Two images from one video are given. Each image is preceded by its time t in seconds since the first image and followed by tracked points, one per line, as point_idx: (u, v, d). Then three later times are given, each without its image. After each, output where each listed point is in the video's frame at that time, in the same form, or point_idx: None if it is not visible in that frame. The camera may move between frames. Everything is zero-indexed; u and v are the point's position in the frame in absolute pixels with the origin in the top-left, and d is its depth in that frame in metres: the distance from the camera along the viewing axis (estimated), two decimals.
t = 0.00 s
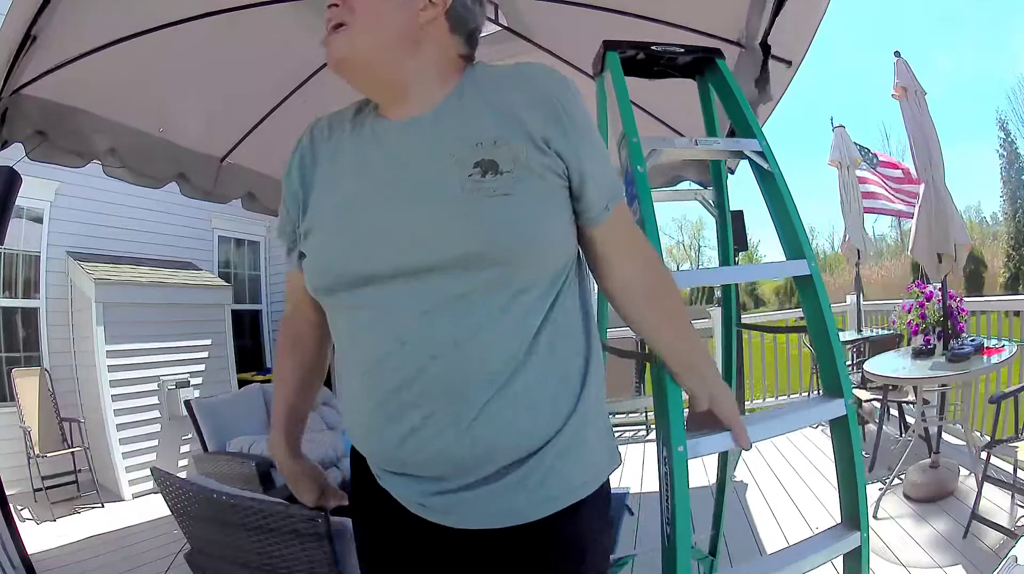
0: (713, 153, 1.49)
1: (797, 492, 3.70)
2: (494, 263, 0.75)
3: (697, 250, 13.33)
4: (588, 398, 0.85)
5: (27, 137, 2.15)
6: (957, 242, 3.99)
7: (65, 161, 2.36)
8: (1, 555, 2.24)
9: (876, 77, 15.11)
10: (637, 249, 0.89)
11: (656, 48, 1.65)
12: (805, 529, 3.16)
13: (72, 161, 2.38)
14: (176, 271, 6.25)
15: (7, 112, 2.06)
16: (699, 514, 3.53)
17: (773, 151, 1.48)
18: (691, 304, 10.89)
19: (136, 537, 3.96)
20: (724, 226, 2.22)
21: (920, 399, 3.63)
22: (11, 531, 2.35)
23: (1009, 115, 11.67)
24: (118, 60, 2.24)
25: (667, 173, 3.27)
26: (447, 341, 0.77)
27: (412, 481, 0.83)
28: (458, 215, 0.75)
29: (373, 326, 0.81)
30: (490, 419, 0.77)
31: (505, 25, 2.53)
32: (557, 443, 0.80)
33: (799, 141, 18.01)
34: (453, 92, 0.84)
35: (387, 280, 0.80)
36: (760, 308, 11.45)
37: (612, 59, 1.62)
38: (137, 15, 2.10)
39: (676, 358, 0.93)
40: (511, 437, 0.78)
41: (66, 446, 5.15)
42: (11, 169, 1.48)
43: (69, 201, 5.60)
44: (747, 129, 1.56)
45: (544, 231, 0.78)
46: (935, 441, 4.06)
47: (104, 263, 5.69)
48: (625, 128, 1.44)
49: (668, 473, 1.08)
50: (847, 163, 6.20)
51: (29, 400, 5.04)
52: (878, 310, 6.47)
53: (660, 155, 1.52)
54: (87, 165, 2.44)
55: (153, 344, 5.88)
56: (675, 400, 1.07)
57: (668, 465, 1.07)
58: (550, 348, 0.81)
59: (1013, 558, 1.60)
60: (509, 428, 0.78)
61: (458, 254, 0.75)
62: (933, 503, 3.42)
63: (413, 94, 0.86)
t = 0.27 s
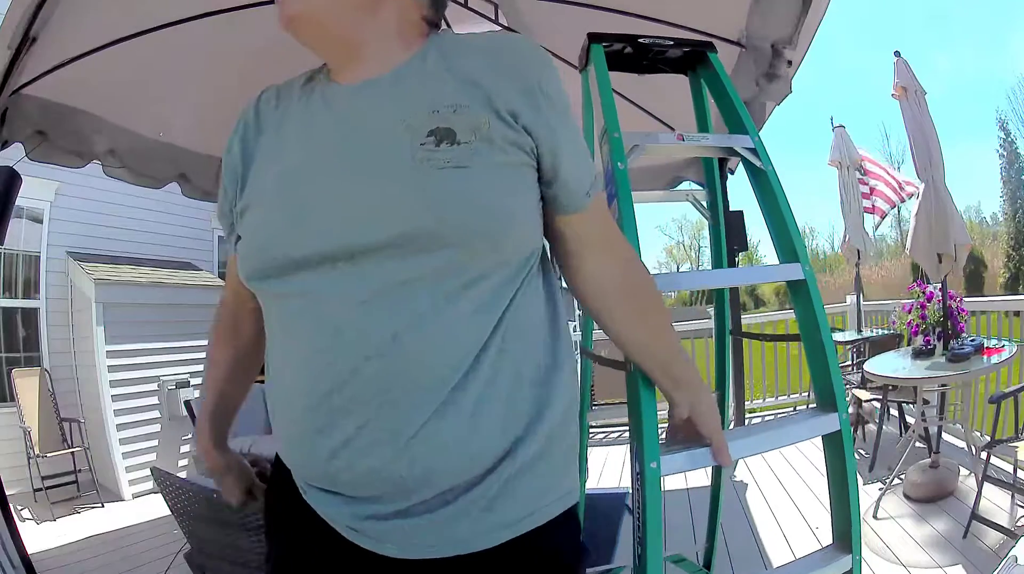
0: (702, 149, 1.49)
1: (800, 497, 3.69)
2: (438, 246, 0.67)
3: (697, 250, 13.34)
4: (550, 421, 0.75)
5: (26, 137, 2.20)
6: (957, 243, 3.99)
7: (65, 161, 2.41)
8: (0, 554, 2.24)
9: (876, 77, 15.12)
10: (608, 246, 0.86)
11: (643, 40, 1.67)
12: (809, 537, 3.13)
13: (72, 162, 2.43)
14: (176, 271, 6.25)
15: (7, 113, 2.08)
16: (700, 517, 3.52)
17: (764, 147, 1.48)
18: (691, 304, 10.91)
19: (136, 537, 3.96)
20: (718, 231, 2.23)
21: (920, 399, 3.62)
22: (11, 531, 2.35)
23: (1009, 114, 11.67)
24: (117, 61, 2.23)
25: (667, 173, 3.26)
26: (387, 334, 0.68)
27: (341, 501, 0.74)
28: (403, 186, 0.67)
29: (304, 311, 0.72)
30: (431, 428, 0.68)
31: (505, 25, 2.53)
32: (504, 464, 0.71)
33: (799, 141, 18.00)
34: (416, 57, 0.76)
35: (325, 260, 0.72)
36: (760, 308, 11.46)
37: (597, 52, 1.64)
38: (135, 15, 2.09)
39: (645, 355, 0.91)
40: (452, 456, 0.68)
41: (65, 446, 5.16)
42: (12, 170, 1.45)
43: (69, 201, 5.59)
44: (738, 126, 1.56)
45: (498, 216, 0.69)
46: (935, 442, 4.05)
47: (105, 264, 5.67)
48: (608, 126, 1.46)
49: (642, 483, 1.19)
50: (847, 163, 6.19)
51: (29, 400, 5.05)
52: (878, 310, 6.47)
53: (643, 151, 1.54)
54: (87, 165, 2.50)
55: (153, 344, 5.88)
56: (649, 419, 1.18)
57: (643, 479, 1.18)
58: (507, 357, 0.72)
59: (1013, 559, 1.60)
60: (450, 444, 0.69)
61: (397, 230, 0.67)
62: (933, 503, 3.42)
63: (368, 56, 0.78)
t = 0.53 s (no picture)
0: (700, 149, 1.49)
1: (800, 497, 3.68)
2: (331, 264, 0.66)
3: (697, 250, 13.32)
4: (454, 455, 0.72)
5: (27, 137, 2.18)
6: (957, 243, 3.98)
7: (65, 161, 2.39)
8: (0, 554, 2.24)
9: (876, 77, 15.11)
10: (561, 254, 0.73)
11: (637, 40, 1.68)
12: (808, 537, 3.12)
13: (72, 162, 2.41)
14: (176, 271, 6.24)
15: (7, 113, 2.08)
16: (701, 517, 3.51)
17: (762, 146, 1.48)
18: (691, 304, 10.89)
19: (136, 537, 3.95)
20: (718, 230, 2.22)
21: (920, 399, 3.62)
22: (11, 530, 2.35)
23: (1009, 114, 11.67)
24: (117, 61, 2.23)
25: (667, 172, 3.26)
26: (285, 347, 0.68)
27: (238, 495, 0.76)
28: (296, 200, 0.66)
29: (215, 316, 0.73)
30: (314, 452, 0.67)
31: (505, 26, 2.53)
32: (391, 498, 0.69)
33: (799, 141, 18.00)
34: (336, 59, 0.74)
35: (229, 263, 0.72)
36: (760, 308, 11.45)
37: (592, 51, 1.65)
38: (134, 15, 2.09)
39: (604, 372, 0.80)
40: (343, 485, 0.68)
41: (65, 446, 5.15)
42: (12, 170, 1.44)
43: (69, 201, 5.50)
44: (736, 125, 1.55)
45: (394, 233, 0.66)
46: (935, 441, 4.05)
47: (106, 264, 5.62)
48: (604, 126, 1.47)
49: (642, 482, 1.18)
50: (847, 162, 6.19)
51: (29, 400, 5.05)
52: (878, 310, 6.47)
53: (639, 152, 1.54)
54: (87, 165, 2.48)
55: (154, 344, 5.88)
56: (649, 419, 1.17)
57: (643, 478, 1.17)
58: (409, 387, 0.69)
59: (1013, 559, 1.59)
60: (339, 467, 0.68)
61: (290, 242, 0.67)
62: (933, 504, 3.41)
63: (296, 62, 0.79)
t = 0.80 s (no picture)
0: (700, 149, 1.49)
1: (800, 497, 3.67)
2: (205, 269, 0.59)
3: (698, 250, 13.33)
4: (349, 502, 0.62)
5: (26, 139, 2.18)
6: (957, 242, 3.98)
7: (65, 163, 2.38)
8: None
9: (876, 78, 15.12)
10: (516, 260, 0.59)
11: (638, 40, 1.68)
12: (808, 537, 3.12)
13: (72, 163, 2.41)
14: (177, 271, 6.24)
15: (7, 114, 2.08)
16: (701, 517, 3.51)
17: (762, 147, 1.47)
18: (691, 304, 10.90)
19: (136, 537, 3.95)
20: (718, 230, 2.22)
21: (920, 400, 3.62)
22: (10, 531, 2.34)
23: (1009, 114, 11.69)
24: (117, 62, 2.23)
25: (667, 172, 3.26)
26: (170, 358, 0.62)
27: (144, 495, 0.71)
28: (186, 198, 0.60)
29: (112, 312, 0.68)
30: (199, 469, 0.61)
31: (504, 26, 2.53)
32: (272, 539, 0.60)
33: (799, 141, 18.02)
34: (263, 54, 0.65)
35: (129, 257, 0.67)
36: (760, 308, 11.47)
37: (592, 52, 1.65)
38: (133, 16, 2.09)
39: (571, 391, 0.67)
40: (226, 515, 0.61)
41: (66, 446, 5.14)
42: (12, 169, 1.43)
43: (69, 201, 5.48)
44: (736, 125, 1.55)
45: (279, 240, 0.57)
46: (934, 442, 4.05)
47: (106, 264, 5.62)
48: (604, 126, 1.48)
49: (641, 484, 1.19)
50: (847, 163, 6.19)
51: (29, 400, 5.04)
52: (878, 310, 6.47)
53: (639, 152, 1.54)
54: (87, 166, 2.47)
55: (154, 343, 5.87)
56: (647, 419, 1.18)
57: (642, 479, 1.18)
58: (297, 418, 0.60)
59: (1012, 559, 1.59)
60: (219, 498, 0.61)
61: (174, 243, 0.60)
62: (933, 504, 3.41)
63: (226, 65, 0.71)
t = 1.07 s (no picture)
0: (700, 149, 1.49)
1: (799, 497, 3.68)
2: (147, 248, 0.56)
3: (698, 250, 13.32)
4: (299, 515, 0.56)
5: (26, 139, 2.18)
6: (957, 242, 3.98)
7: (65, 162, 2.38)
8: None
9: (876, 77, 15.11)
10: (488, 249, 0.55)
11: (638, 40, 1.68)
12: (808, 537, 3.12)
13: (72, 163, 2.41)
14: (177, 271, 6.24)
15: (8, 113, 2.08)
16: (701, 517, 3.51)
17: (761, 148, 1.48)
18: (691, 304, 10.89)
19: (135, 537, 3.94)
20: (717, 230, 2.22)
21: (920, 399, 3.61)
22: (10, 530, 2.34)
23: (1009, 114, 11.69)
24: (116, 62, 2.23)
25: (666, 172, 3.26)
26: (118, 344, 0.59)
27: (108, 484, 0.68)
28: (137, 174, 0.58)
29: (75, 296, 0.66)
30: (143, 457, 0.58)
31: (505, 25, 2.53)
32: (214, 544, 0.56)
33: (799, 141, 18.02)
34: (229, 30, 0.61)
35: (92, 238, 0.64)
36: (760, 308, 11.46)
37: (592, 52, 1.64)
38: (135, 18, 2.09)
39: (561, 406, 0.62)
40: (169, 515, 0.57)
41: (65, 446, 5.12)
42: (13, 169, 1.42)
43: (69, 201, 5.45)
44: (736, 125, 1.55)
45: (221, 218, 0.54)
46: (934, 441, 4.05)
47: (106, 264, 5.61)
48: (603, 126, 1.47)
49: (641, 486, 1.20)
50: (847, 163, 6.19)
51: (29, 400, 5.04)
52: (878, 310, 6.47)
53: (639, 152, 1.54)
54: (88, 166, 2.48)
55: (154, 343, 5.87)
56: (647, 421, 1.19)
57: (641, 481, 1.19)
58: (242, 416, 0.55)
59: (1012, 559, 1.58)
60: (166, 500, 0.57)
61: (125, 226, 0.57)
62: (932, 503, 3.42)
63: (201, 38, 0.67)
